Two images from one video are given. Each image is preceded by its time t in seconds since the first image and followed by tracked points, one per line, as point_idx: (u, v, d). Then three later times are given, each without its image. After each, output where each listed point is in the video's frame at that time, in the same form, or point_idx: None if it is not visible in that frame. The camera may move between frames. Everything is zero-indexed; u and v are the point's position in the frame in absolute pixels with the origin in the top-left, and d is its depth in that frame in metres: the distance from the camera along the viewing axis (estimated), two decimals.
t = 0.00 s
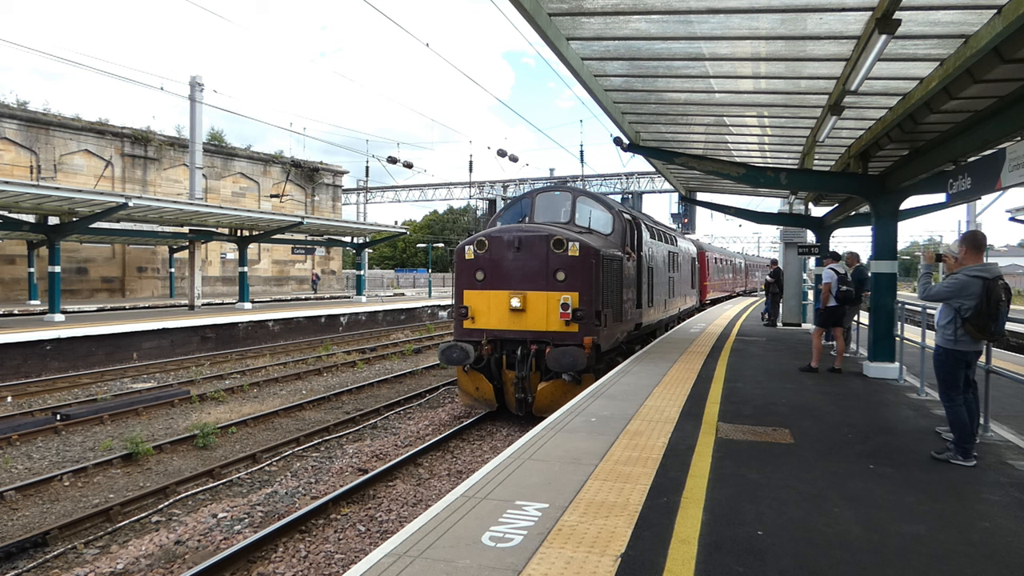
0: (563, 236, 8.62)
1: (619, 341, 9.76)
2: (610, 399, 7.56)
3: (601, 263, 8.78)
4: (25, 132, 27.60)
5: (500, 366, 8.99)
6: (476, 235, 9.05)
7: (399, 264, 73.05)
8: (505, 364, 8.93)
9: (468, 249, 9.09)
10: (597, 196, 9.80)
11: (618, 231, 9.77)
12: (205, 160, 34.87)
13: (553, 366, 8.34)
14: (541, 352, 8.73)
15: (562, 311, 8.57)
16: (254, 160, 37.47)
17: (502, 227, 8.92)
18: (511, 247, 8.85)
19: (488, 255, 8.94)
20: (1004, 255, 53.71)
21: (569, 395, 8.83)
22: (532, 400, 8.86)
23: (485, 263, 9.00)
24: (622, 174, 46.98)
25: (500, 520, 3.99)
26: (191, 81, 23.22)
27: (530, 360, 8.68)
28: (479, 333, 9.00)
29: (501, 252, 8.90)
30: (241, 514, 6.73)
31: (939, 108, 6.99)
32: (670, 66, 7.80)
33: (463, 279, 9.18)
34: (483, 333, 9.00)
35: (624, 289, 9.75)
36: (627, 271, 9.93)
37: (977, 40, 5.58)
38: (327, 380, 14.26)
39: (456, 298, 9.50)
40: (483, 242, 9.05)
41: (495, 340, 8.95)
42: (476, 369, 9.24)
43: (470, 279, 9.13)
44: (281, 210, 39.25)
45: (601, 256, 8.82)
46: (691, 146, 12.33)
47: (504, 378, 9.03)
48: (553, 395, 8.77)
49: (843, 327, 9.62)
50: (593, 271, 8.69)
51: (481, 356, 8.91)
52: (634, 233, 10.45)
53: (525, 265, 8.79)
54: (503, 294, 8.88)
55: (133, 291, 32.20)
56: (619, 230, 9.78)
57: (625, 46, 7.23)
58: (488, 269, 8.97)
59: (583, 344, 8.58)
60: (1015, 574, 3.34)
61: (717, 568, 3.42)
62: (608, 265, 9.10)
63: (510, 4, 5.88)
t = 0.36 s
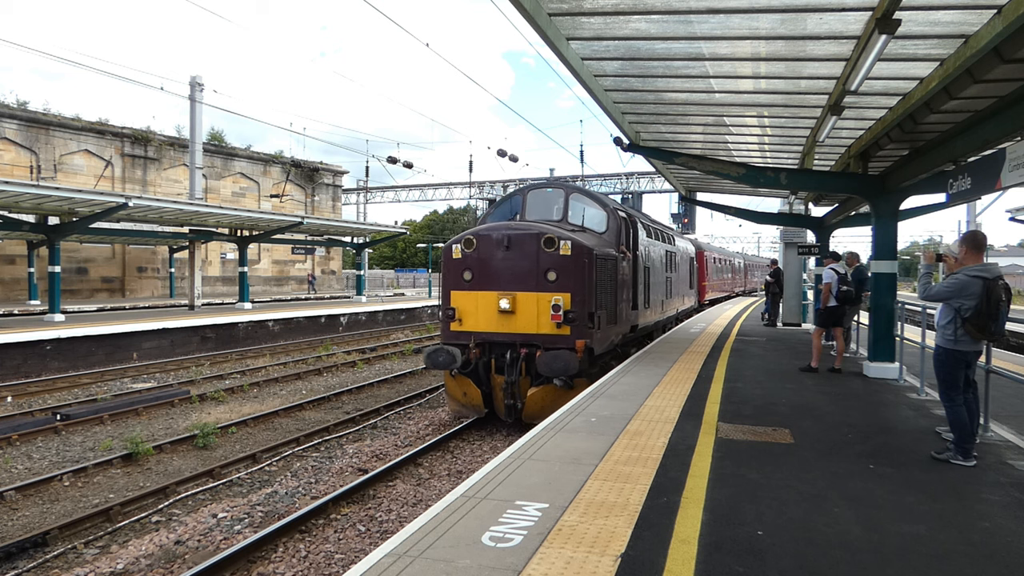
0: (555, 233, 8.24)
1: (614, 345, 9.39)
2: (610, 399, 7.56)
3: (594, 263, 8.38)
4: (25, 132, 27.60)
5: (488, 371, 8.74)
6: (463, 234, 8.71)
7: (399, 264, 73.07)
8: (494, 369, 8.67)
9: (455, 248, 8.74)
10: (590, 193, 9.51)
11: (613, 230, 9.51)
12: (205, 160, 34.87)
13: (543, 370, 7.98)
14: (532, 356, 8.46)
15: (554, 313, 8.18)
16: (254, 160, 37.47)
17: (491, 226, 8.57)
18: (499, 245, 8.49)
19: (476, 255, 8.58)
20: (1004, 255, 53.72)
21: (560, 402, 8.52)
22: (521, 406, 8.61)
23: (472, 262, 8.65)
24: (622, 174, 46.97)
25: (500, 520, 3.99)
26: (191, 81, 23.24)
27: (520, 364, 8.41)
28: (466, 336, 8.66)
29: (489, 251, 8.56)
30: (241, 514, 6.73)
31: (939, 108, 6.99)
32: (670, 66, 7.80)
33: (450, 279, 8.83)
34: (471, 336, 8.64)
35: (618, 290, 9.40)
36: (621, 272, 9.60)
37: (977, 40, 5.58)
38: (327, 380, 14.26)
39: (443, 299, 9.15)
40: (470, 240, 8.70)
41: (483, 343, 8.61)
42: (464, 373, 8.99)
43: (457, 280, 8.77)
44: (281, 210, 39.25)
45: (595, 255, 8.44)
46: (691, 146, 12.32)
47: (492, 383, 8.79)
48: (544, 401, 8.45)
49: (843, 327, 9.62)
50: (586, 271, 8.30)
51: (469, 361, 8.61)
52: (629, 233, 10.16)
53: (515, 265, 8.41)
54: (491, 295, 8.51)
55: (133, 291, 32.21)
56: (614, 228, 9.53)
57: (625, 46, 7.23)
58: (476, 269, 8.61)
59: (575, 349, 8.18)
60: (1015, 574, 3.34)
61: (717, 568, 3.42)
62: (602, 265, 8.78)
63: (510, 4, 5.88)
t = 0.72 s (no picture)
0: (545, 232, 8.04)
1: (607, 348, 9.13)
2: (610, 399, 7.56)
3: (587, 262, 8.16)
4: (25, 132, 27.60)
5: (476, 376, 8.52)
6: (450, 233, 8.52)
7: (399, 264, 73.06)
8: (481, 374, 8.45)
9: (441, 247, 8.55)
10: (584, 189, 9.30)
11: (607, 227, 9.26)
12: (205, 160, 34.90)
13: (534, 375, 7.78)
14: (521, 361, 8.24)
15: (544, 315, 7.97)
16: (254, 160, 37.46)
17: (479, 224, 8.37)
18: (488, 244, 8.29)
19: (464, 254, 8.38)
20: (1004, 255, 53.67)
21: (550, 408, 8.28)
22: (510, 413, 8.37)
23: (460, 261, 8.44)
24: (622, 174, 46.92)
25: (499, 520, 3.99)
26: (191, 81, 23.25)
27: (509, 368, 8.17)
28: (452, 339, 8.44)
29: (477, 250, 8.34)
30: (241, 514, 6.73)
31: (939, 108, 6.99)
32: (670, 66, 7.80)
33: (437, 280, 8.61)
34: (457, 339, 8.42)
35: (612, 291, 9.15)
36: (616, 272, 9.35)
37: (977, 40, 5.58)
38: (327, 380, 14.26)
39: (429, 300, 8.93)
40: (458, 239, 8.51)
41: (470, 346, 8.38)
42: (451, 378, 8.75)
43: (444, 280, 8.55)
44: (281, 210, 39.25)
45: (587, 255, 8.21)
46: (691, 146, 12.33)
47: (480, 389, 8.56)
48: (533, 407, 8.22)
49: (843, 328, 9.62)
50: (578, 271, 8.06)
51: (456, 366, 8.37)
52: (624, 231, 9.90)
53: (504, 264, 8.20)
54: (479, 296, 8.31)
55: (133, 291, 32.21)
56: (608, 226, 9.28)
57: (625, 46, 7.24)
58: (463, 268, 8.40)
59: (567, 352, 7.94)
60: (1015, 574, 3.34)
61: (717, 568, 3.42)
62: (596, 263, 8.53)
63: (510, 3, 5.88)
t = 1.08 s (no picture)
0: (534, 230, 7.73)
1: (600, 351, 8.83)
2: (610, 399, 7.56)
3: (578, 262, 7.84)
4: (25, 132, 27.60)
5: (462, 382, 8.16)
6: (436, 231, 8.23)
7: (399, 264, 73.07)
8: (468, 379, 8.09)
9: (427, 246, 8.25)
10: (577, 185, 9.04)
11: (600, 226, 9.02)
12: (205, 160, 34.90)
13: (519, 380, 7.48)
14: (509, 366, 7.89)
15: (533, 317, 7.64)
16: (254, 160, 37.47)
17: (466, 221, 8.08)
18: (474, 242, 7.98)
19: (450, 253, 8.08)
20: (1004, 255, 53.66)
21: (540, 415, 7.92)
22: (497, 421, 7.98)
23: (446, 261, 8.14)
24: (622, 174, 46.91)
25: (500, 520, 3.99)
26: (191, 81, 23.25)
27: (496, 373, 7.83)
28: (438, 343, 8.14)
29: (463, 250, 8.04)
30: (241, 514, 6.73)
31: (939, 108, 6.99)
32: (670, 66, 7.81)
33: (422, 280, 8.30)
34: (443, 343, 8.12)
35: (605, 293, 8.86)
36: (609, 272, 9.06)
37: (977, 40, 5.58)
38: (327, 380, 14.25)
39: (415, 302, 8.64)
40: (444, 238, 8.21)
41: (456, 350, 8.08)
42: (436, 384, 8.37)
43: (430, 280, 8.25)
44: (281, 210, 39.25)
45: (579, 254, 7.90)
46: (691, 146, 12.34)
47: (467, 396, 8.20)
48: (523, 414, 7.82)
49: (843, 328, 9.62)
50: (568, 271, 7.75)
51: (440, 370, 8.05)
52: (617, 231, 9.65)
53: (491, 264, 7.89)
54: (466, 298, 8.00)
55: (133, 291, 32.22)
56: (601, 224, 9.03)
57: (625, 46, 7.23)
58: (449, 268, 8.10)
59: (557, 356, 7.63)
60: (1015, 573, 3.34)
61: (717, 568, 3.42)
62: (589, 263, 8.25)
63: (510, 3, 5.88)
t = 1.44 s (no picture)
0: (523, 227, 7.36)
1: (594, 355, 8.42)
2: (610, 399, 7.55)
3: (569, 262, 7.45)
4: (25, 132, 27.60)
5: (447, 387, 7.87)
6: (420, 229, 7.86)
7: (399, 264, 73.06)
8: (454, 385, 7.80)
9: (410, 245, 7.88)
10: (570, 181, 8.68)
11: (593, 223, 8.59)
12: (205, 160, 34.89)
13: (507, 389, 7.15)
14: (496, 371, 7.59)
15: (521, 319, 7.27)
16: (254, 160, 37.46)
17: (451, 219, 7.72)
18: (460, 241, 7.62)
19: (434, 252, 7.72)
20: (1004, 254, 53.63)
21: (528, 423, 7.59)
22: (484, 429, 7.63)
23: (430, 261, 7.78)
24: (622, 174, 46.90)
25: (500, 520, 3.99)
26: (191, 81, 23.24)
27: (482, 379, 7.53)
28: (421, 346, 7.78)
29: (448, 248, 7.68)
30: (241, 514, 6.73)
31: (939, 108, 6.99)
32: (670, 66, 7.81)
33: (404, 281, 7.93)
34: (427, 347, 7.76)
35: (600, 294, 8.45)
36: (604, 272, 8.64)
37: (977, 40, 5.58)
38: (327, 380, 14.25)
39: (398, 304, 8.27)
40: (428, 236, 7.84)
41: (441, 354, 7.75)
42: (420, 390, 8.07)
43: (413, 281, 7.88)
44: (281, 210, 39.25)
45: (571, 253, 7.51)
46: (691, 146, 12.34)
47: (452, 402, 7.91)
48: (509, 422, 7.51)
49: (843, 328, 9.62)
50: (558, 271, 7.36)
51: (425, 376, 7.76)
52: (612, 229, 9.23)
53: (477, 264, 7.53)
54: (451, 299, 7.64)
55: (133, 291, 32.23)
56: (594, 222, 8.60)
57: (625, 46, 7.23)
58: (434, 268, 7.74)
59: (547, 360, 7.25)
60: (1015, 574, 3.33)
61: (717, 568, 3.42)
62: (581, 262, 7.83)
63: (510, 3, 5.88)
